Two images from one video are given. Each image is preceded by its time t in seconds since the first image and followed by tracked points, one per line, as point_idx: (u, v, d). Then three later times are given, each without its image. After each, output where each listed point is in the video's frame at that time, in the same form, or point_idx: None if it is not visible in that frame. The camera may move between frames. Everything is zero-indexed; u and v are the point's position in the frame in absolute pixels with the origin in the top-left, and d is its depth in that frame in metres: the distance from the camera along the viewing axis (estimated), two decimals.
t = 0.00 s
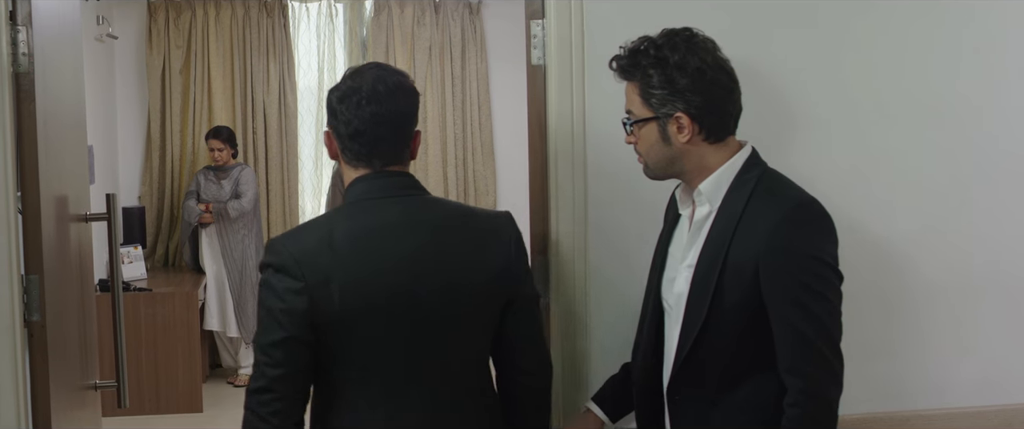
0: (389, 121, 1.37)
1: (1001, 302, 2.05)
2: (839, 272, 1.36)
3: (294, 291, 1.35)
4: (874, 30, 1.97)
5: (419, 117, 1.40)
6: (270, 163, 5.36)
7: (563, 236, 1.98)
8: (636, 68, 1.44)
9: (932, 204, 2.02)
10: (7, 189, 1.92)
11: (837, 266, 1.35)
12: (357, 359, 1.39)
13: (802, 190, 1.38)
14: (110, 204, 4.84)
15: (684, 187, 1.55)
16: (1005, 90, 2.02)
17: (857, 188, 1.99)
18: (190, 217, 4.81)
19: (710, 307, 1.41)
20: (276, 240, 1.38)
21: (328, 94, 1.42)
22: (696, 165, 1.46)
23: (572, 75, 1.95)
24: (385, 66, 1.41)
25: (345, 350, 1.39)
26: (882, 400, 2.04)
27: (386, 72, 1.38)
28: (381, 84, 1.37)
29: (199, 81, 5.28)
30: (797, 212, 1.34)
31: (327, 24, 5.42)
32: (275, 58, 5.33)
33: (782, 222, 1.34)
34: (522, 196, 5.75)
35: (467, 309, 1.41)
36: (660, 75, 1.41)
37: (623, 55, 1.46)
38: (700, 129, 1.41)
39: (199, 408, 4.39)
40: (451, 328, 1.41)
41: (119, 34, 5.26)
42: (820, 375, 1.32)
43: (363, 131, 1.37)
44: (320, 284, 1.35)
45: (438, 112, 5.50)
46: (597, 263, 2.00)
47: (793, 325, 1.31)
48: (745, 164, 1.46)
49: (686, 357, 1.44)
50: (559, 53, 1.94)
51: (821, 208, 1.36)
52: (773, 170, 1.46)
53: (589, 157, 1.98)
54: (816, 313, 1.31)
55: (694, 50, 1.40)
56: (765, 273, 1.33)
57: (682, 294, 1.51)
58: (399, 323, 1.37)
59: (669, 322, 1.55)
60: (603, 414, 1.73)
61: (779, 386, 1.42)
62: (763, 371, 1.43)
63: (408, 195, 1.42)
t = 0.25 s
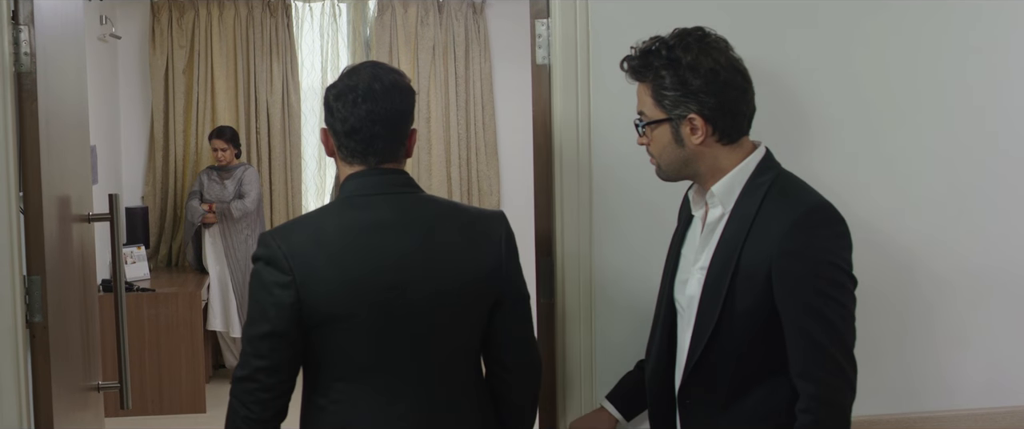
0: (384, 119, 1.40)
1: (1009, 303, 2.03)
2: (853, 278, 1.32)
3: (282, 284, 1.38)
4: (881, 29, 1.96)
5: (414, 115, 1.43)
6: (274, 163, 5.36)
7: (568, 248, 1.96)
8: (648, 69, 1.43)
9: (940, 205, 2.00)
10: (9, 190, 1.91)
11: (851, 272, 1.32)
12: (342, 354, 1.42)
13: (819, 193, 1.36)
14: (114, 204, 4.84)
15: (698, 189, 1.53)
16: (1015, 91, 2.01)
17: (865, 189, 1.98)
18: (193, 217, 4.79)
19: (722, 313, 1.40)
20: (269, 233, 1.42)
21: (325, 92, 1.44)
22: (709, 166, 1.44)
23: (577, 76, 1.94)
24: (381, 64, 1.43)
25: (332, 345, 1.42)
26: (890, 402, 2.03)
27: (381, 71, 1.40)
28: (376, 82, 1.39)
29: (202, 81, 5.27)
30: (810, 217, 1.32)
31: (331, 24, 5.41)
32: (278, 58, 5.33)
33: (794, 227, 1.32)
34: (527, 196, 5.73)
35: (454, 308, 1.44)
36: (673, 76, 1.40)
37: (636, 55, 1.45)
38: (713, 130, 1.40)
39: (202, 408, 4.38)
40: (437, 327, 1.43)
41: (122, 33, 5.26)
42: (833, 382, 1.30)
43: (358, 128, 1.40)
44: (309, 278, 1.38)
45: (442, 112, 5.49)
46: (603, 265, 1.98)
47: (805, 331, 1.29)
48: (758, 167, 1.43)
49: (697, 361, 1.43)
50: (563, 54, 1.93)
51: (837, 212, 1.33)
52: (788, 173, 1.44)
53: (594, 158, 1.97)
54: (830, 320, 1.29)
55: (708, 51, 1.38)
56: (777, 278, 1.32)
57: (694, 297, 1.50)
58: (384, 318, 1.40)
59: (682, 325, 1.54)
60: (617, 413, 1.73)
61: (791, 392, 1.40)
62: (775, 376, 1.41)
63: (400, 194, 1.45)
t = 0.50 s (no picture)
0: (382, 119, 1.43)
1: (1015, 304, 2.02)
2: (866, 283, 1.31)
3: (277, 280, 1.43)
4: (886, 28, 1.95)
5: (412, 116, 1.46)
6: (276, 164, 5.35)
7: (571, 251, 1.97)
8: (660, 70, 1.41)
9: (946, 205, 1.99)
10: (10, 189, 1.90)
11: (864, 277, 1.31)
12: (336, 349, 1.46)
13: (832, 196, 1.34)
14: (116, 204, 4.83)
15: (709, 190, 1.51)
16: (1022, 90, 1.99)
17: (872, 190, 1.97)
18: (196, 217, 4.78)
19: (732, 319, 1.38)
20: (266, 230, 1.47)
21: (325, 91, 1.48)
22: (722, 168, 1.43)
23: (582, 75, 1.93)
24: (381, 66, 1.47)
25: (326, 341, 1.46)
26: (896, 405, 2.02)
27: (381, 73, 1.44)
28: (376, 83, 1.43)
29: (204, 81, 5.26)
30: (820, 222, 1.31)
31: (333, 23, 5.40)
32: (281, 58, 5.32)
33: (805, 233, 1.31)
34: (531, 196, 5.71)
35: (447, 306, 1.47)
36: (685, 77, 1.38)
37: (647, 55, 1.44)
38: (726, 131, 1.38)
39: (205, 409, 4.37)
40: (429, 324, 1.46)
41: (125, 33, 5.26)
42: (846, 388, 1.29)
43: (357, 127, 1.43)
44: (303, 275, 1.43)
45: (445, 112, 5.48)
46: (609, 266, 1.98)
47: (818, 336, 1.28)
48: (771, 169, 1.42)
49: (707, 368, 1.41)
50: (568, 53, 1.93)
51: (849, 217, 1.32)
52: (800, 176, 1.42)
53: (598, 158, 1.96)
54: (842, 326, 1.28)
55: (720, 52, 1.37)
56: (789, 283, 1.31)
57: (705, 299, 1.48)
58: (377, 316, 1.44)
59: (692, 328, 1.53)
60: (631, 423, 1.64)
61: (803, 398, 1.38)
62: (787, 382, 1.40)
63: (396, 193, 1.48)
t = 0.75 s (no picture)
0: (383, 121, 1.42)
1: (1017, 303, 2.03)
2: (876, 285, 1.30)
3: (275, 277, 1.42)
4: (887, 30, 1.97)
5: (414, 118, 1.45)
6: (278, 164, 5.34)
7: (574, 250, 1.98)
8: (670, 71, 1.40)
9: (947, 205, 2.01)
10: (9, 192, 1.89)
11: (874, 280, 1.30)
12: (334, 349, 1.45)
13: (843, 199, 1.33)
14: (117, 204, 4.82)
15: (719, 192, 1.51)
16: None
17: (873, 189, 2.00)
18: (197, 217, 4.77)
19: (742, 323, 1.37)
20: (265, 228, 1.46)
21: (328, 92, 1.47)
22: (733, 170, 1.41)
23: (586, 75, 1.94)
24: (384, 68, 1.46)
25: (324, 340, 1.45)
26: (897, 402, 2.04)
27: (383, 75, 1.43)
28: (377, 86, 1.42)
29: (206, 81, 5.25)
30: (831, 225, 1.29)
31: (335, 23, 5.38)
32: (283, 58, 5.30)
33: (816, 236, 1.29)
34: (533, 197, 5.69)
35: (445, 307, 1.46)
36: (697, 78, 1.37)
37: (657, 57, 1.42)
38: (738, 133, 1.37)
39: (207, 409, 4.36)
40: (427, 325, 1.45)
41: (126, 33, 5.25)
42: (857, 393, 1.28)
43: (358, 129, 1.42)
44: (302, 273, 1.42)
45: (447, 112, 5.47)
46: (614, 266, 2.00)
47: (829, 341, 1.26)
48: (782, 171, 1.41)
49: (716, 372, 1.40)
50: (572, 53, 1.94)
51: (860, 219, 1.30)
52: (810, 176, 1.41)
53: (602, 158, 1.97)
54: (854, 330, 1.26)
55: (731, 52, 1.35)
56: (801, 287, 1.29)
57: (714, 302, 1.47)
58: (374, 316, 1.43)
59: (701, 331, 1.51)
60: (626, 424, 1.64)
61: (814, 403, 1.36)
62: (797, 386, 1.38)
63: (396, 194, 1.47)
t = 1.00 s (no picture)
0: (387, 125, 1.42)
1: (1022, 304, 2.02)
2: (887, 288, 1.30)
3: (278, 277, 1.42)
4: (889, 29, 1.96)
5: (418, 122, 1.45)
6: (278, 164, 5.33)
7: (576, 251, 1.97)
8: (678, 71, 1.39)
9: (950, 204, 2.00)
10: (8, 199, 1.89)
11: (885, 283, 1.30)
12: (336, 349, 1.44)
13: (853, 201, 1.33)
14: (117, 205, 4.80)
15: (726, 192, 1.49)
16: None
17: (877, 190, 1.98)
18: (197, 217, 4.76)
19: (751, 325, 1.36)
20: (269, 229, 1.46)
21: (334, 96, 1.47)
22: (742, 171, 1.41)
23: (588, 75, 1.93)
24: (389, 72, 1.46)
25: (325, 341, 1.44)
26: (904, 404, 2.02)
27: (387, 79, 1.43)
28: (380, 89, 1.42)
29: (206, 81, 5.24)
30: (842, 228, 1.29)
31: (335, 23, 5.37)
32: (283, 58, 5.29)
33: (827, 238, 1.29)
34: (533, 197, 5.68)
35: (446, 308, 1.45)
36: (705, 78, 1.36)
37: (664, 57, 1.41)
38: (748, 133, 1.36)
39: (207, 410, 4.35)
40: (430, 325, 1.44)
41: (126, 33, 5.23)
42: (867, 396, 1.27)
43: (361, 132, 1.42)
44: (304, 272, 1.41)
45: (447, 112, 5.46)
46: (617, 267, 1.99)
47: (838, 343, 1.27)
48: (791, 172, 1.40)
49: (724, 374, 1.39)
50: (574, 52, 1.93)
51: (871, 222, 1.30)
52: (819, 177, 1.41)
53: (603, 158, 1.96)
54: (864, 333, 1.26)
55: (741, 51, 1.34)
56: (811, 289, 1.29)
57: (722, 304, 1.46)
58: (375, 316, 1.42)
59: (707, 332, 1.51)
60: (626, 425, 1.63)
61: (824, 407, 1.35)
62: (806, 390, 1.37)
63: (398, 195, 1.46)
